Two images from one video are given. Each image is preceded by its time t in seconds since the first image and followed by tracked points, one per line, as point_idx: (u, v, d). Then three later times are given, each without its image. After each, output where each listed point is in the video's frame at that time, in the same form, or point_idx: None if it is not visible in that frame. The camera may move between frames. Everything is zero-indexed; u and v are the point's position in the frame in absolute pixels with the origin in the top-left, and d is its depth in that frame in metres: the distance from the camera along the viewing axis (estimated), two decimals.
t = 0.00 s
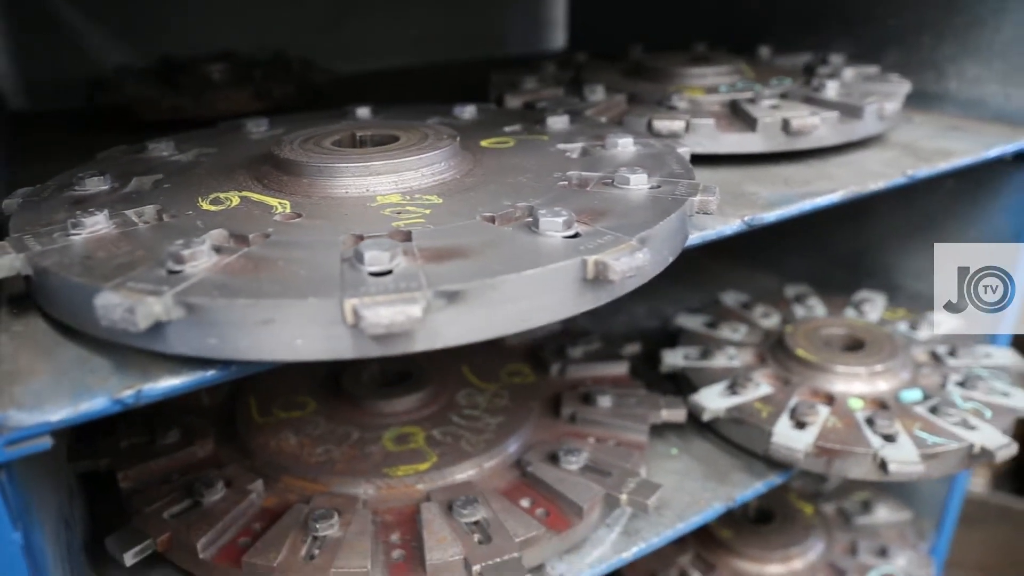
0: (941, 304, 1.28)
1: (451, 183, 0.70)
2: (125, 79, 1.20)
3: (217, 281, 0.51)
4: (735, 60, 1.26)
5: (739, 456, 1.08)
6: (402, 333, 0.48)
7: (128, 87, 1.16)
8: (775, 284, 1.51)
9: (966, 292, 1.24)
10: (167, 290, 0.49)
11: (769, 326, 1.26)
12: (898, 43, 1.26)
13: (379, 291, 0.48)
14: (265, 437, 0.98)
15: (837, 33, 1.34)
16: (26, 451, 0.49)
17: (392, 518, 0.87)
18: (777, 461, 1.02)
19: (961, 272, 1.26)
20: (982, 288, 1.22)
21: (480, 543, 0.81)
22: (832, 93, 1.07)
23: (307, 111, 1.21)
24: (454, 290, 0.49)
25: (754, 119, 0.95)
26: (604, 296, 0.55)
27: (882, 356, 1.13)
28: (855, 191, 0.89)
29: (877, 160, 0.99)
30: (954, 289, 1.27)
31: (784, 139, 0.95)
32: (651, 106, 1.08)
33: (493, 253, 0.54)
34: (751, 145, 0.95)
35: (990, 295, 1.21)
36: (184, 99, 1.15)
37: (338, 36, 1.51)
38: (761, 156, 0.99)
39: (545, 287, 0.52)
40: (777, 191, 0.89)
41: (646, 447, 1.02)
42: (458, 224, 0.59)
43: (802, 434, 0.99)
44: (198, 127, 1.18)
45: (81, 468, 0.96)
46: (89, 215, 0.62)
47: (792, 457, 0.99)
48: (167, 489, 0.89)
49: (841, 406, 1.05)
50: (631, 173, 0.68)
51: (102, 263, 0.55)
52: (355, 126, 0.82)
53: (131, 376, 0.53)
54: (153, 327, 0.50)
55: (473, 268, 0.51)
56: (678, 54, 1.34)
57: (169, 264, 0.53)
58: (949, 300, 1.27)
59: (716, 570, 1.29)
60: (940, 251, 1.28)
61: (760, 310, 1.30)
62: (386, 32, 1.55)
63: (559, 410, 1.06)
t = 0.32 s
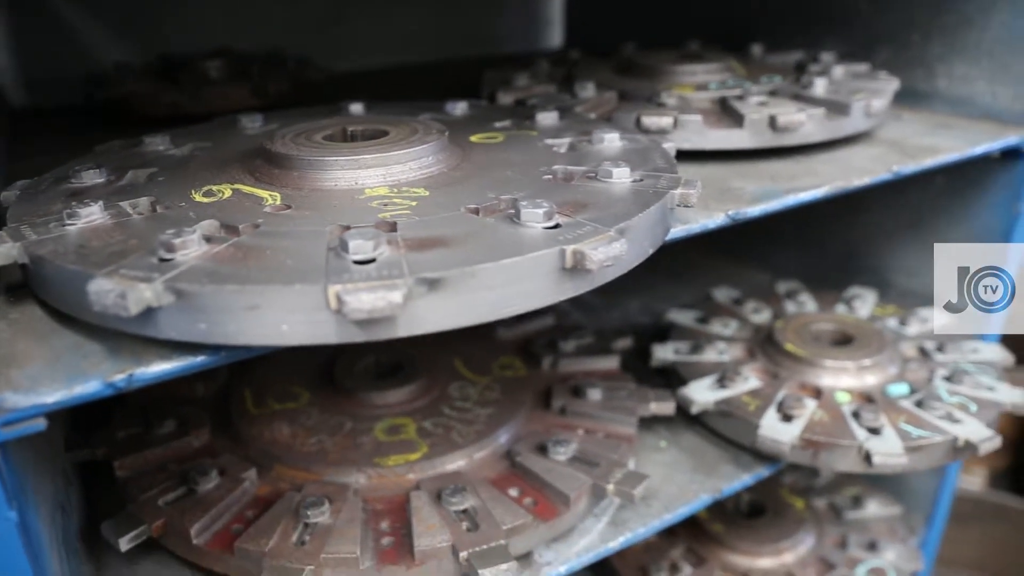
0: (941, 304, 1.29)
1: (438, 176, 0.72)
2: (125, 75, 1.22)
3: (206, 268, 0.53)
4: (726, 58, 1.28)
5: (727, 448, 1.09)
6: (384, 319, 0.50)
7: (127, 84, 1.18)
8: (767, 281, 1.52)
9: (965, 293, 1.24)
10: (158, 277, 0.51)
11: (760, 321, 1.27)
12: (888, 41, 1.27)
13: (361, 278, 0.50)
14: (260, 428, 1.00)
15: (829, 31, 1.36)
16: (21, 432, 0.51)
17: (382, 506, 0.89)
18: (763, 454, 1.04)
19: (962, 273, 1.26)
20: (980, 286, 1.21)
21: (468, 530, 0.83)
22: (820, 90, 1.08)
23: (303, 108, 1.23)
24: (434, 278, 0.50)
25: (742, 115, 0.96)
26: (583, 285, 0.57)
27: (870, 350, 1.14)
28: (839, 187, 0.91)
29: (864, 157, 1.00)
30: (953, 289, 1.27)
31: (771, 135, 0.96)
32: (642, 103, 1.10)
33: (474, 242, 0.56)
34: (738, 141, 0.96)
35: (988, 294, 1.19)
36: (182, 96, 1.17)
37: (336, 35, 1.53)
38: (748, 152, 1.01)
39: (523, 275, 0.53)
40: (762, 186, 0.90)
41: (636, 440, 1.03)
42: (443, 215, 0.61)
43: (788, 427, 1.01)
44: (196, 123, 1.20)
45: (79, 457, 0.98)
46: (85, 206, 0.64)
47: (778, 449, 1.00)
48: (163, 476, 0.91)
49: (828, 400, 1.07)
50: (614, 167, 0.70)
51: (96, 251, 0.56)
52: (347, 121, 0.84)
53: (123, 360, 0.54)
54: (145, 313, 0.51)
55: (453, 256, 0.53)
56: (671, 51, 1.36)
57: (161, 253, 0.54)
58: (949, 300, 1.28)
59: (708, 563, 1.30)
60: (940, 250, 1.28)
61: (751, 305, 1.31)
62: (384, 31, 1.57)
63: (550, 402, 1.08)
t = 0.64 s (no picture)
0: (940, 304, 1.30)
1: (426, 170, 0.73)
2: (127, 73, 1.24)
3: (194, 256, 0.54)
4: (720, 55, 1.29)
5: (717, 442, 1.10)
6: (363, 306, 0.51)
7: (129, 81, 1.20)
8: (762, 277, 1.53)
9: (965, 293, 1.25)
10: (146, 265, 0.52)
11: (753, 317, 1.28)
12: (882, 39, 1.27)
13: (341, 266, 0.51)
14: (256, 419, 1.02)
15: (824, 29, 1.36)
16: (12, 415, 0.53)
17: (373, 495, 0.91)
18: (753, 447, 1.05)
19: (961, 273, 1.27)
20: (982, 287, 1.22)
21: (456, 519, 0.85)
22: (810, 87, 1.09)
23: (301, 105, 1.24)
24: (412, 266, 0.52)
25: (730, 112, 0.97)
26: (561, 274, 0.58)
27: (860, 345, 1.15)
28: (825, 182, 0.92)
29: (852, 153, 1.01)
30: (954, 289, 1.28)
31: (759, 131, 0.97)
32: (634, 99, 1.11)
33: (454, 232, 0.57)
34: (727, 137, 0.97)
35: (989, 295, 1.21)
36: (182, 92, 1.19)
37: (337, 34, 1.54)
38: (738, 148, 1.02)
39: (501, 264, 0.55)
40: (749, 181, 0.91)
41: (626, 432, 1.04)
42: (427, 207, 0.62)
43: (777, 421, 1.02)
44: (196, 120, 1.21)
45: (78, 447, 1.00)
46: (79, 198, 0.65)
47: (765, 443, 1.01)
48: (160, 466, 0.93)
49: (817, 394, 1.08)
50: (598, 160, 0.71)
51: (88, 241, 0.58)
52: (339, 117, 0.85)
53: (114, 347, 0.56)
54: (133, 299, 0.53)
55: (433, 245, 0.54)
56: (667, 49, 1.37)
57: (150, 242, 0.56)
58: (949, 300, 1.28)
59: (700, 557, 1.30)
60: (940, 250, 1.28)
61: (744, 301, 1.32)
62: (384, 30, 1.59)
63: (542, 396, 1.09)
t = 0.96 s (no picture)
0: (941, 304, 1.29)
1: (416, 164, 0.75)
2: (129, 69, 1.26)
3: (182, 247, 0.55)
4: (717, 53, 1.29)
5: (709, 437, 1.11)
6: (345, 296, 0.52)
7: (132, 77, 1.22)
8: (759, 274, 1.53)
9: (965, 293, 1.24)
10: (134, 255, 0.54)
11: (747, 313, 1.29)
12: (878, 37, 1.28)
13: (324, 256, 0.53)
14: (253, 411, 1.03)
15: (820, 26, 1.37)
16: (5, 402, 0.54)
17: (366, 486, 0.92)
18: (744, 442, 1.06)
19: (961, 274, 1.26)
20: (982, 287, 1.21)
21: (447, 510, 0.86)
22: (803, 84, 1.10)
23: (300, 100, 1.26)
24: (393, 257, 0.53)
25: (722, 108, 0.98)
26: (541, 266, 0.59)
27: (852, 341, 1.16)
28: (814, 178, 0.92)
29: (843, 149, 1.02)
30: (954, 289, 1.27)
31: (750, 127, 0.98)
32: (629, 96, 1.12)
33: (437, 224, 0.58)
34: (719, 133, 0.98)
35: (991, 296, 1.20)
36: (183, 89, 1.20)
37: (339, 31, 1.55)
38: (730, 144, 1.03)
39: (481, 255, 0.56)
40: (739, 177, 0.92)
41: (618, 426, 1.05)
42: (414, 200, 0.63)
43: (767, 416, 1.02)
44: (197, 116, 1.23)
45: (77, 437, 1.01)
46: (73, 190, 0.67)
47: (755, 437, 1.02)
48: (157, 456, 0.94)
49: (808, 390, 1.08)
50: (584, 155, 0.72)
51: (80, 232, 0.59)
52: (333, 112, 0.87)
53: (104, 335, 0.57)
54: (121, 288, 0.54)
55: (414, 237, 0.56)
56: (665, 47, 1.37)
57: (140, 232, 0.57)
58: (949, 300, 1.27)
59: (694, 552, 1.31)
60: (940, 250, 1.27)
61: (740, 298, 1.32)
62: (385, 27, 1.60)
63: (536, 390, 1.10)
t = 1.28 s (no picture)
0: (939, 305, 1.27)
1: (409, 159, 0.75)
2: (133, 65, 1.27)
3: (174, 239, 0.56)
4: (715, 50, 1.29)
5: (704, 433, 1.11)
6: (333, 288, 0.53)
7: (135, 73, 1.23)
8: (757, 271, 1.54)
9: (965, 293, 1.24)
10: (127, 246, 0.55)
11: (744, 310, 1.29)
12: (876, 35, 1.28)
13: (312, 249, 0.53)
14: (250, 404, 1.04)
15: (820, 25, 1.37)
16: None
17: (361, 479, 0.93)
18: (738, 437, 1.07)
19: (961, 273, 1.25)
20: (982, 288, 1.21)
21: (439, 502, 0.87)
22: (799, 82, 1.10)
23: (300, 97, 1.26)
24: (380, 250, 0.54)
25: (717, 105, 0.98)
26: (527, 260, 0.60)
27: (848, 338, 1.16)
28: (807, 174, 0.93)
29: (837, 147, 1.02)
30: (954, 290, 1.26)
31: (744, 124, 0.98)
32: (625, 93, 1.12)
33: (424, 218, 0.59)
34: (713, 130, 0.98)
35: (993, 296, 1.21)
36: (184, 84, 1.21)
37: (341, 29, 1.56)
38: (725, 142, 1.03)
39: (468, 248, 0.57)
40: (733, 173, 0.93)
41: (612, 421, 1.06)
42: (404, 194, 0.64)
43: (761, 412, 1.03)
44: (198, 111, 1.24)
45: (77, 428, 1.03)
46: (69, 183, 0.68)
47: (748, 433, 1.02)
48: (156, 447, 0.95)
49: (802, 386, 1.09)
50: (574, 151, 0.73)
51: (74, 225, 0.60)
52: (329, 108, 0.87)
53: (97, 326, 0.58)
54: (113, 279, 0.55)
55: (401, 231, 0.56)
56: (665, 44, 1.38)
57: (133, 225, 0.58)
58: (949, 300, 1.26)
59: (690, 548, 1.31)
60: (939, 250, 1.27)
61: (737, 295, 1.32)
62: (387, 25, 1.60)
63: (531, 385, 1.11)
